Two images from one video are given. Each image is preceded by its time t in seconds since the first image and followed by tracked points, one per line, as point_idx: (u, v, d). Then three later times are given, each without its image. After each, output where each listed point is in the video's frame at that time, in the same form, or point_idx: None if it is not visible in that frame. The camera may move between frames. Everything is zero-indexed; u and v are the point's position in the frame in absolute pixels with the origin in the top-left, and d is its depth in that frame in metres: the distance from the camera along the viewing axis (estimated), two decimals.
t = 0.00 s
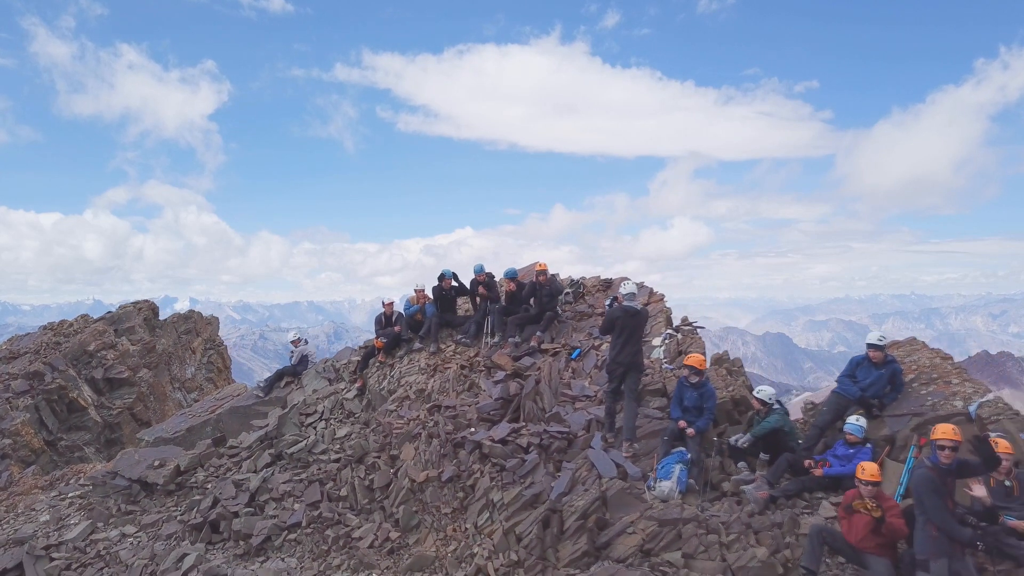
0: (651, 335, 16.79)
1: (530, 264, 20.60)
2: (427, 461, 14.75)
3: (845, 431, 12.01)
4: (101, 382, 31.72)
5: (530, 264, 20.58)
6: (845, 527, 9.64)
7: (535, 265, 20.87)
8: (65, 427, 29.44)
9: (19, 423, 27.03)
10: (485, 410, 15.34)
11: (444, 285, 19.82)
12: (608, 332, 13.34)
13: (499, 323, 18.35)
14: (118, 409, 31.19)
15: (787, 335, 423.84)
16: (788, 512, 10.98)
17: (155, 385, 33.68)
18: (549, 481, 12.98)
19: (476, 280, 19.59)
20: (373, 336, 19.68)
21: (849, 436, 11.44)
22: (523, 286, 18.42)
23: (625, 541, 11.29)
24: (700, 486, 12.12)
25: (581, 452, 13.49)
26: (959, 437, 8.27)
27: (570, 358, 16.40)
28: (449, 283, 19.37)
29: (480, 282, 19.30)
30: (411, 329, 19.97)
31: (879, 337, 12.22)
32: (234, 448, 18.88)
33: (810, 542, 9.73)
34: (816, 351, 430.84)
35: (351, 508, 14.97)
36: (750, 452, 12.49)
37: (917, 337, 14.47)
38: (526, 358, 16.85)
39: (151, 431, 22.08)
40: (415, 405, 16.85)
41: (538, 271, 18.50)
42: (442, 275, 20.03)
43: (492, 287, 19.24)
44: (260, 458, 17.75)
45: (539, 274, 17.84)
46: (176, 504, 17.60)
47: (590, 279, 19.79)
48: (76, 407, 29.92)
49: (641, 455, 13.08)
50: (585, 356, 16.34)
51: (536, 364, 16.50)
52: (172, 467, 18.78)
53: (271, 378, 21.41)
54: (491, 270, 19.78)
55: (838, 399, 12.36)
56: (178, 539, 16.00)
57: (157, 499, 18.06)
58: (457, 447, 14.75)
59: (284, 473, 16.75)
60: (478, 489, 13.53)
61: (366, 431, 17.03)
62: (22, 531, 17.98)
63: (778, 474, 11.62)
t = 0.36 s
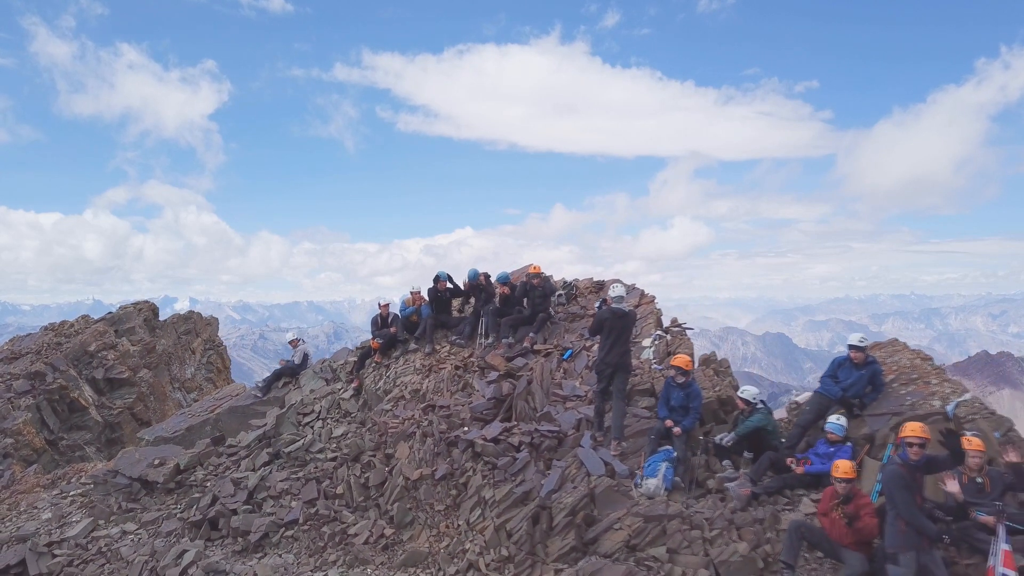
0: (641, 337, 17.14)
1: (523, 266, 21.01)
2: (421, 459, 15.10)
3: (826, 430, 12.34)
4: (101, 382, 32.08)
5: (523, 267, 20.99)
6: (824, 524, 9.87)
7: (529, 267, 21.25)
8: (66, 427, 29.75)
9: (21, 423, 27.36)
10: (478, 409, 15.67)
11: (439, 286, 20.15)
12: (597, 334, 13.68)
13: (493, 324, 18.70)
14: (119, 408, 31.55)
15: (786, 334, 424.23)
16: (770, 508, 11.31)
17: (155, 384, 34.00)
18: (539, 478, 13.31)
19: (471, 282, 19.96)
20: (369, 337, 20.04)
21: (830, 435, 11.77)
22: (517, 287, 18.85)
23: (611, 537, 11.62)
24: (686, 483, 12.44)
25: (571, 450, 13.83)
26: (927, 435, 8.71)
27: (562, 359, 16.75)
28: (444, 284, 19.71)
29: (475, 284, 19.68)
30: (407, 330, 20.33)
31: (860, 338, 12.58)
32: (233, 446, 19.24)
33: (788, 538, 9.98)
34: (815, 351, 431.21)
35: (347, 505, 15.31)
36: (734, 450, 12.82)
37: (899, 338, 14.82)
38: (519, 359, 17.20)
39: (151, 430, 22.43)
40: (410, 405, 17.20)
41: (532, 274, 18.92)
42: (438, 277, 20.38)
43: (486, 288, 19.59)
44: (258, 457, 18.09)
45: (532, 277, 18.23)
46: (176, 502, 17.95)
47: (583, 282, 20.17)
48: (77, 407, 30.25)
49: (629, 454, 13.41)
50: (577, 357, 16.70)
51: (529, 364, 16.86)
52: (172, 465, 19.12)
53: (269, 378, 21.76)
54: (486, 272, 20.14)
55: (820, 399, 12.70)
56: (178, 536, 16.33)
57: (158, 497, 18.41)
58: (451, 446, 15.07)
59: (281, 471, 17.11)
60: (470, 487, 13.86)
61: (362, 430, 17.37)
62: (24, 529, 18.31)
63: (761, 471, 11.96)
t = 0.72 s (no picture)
0: (632, 338, 17.52)
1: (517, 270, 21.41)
2: (416, 457, 15.46)
3: (808, 429, 12.72)
4: (102, 382, 32.44)
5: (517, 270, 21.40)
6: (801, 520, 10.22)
7: (524, 269, 21.62)
8: (67, 426, 30.10)
9: (23, 422, 27.71)
10: (471, 409, 16.03)
11: (434, 288, 20.51)
12: (587, 335, 14.03)
13: (487, 325, 19.07)
14: (120, 408, 31.92)
15: (786, 335, 424.52)
16: (752, 505, 11.68)
17: (155, 384, 34.34)
18: (530, 476, 13.66)
19: (465, 284, 20.31)
20: (366, 338, 20.42)
21: (812, 434, 12.13)
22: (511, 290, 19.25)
23: (599, 533, 11.96)
24: (672, 481, 12.80)
25: (561, 449, 14.19)
26: (897, 433, 9.14)
27: (554, 360, 17.14)
28: (439, 286, 20.07)
29: (469, 286, 20.06)
30: (403, 332, 20.70)
31: (842, 340, 12.94)
32: (232, 446, 19.59)
33: (768, 533, 10.39)
34: (815, 351, 431.72)
35: (343, 503, 15.66)
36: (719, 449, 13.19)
37: (881, 339, 15.19)
38: (512, 359, 17.57)
39: (151, 430, 22.78)
40: (405, 405, 17.55)
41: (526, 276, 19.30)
42: (433, 279, 20.73)
43: (481, 289, 19.91)
44: (256, 456, 18.43)
45: (525, 279, 18.61)
46: (176, 500, 18.29)
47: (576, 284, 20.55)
48: (78, 407, 30.59)
49: (618, 452, 13.78)
50: (568, 358, 17.07)
51: (522, 365, 17.23)
52: (172, 464, 19.46)
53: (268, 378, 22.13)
54: (480, 274, 20.49)
55: (802, 399, 13.07)
56: (178, 533, 16.67)
57: (158, 495, 18.76)
58: (445, 444, 15.41)
59: (279, 470, 17.46)
60: (463, 485, 14.21)
61: (358, 430, 17.72)
62: (27, 526, 18.66)
63: (744, 469, 12.32)
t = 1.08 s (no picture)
0: (623, 339, 17.93)
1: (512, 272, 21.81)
2: (411, 455, 15.85)
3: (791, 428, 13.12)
4: (104, 382, 32.84)
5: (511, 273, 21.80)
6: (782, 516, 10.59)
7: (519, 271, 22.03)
8: (70, 426, 30.47)
9: (26, 422, 28.10)
10: (466, 408, 16.39)
11: (431, 290, 20.90)
12: (577, 336, 14.41)
13: (482, 326, 19.47)
14: (121, 408, 32.32)
15: (786, 334, 424.94)
16: (736, 501, 12.07)
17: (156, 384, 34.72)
18: (522, 473, 14.04)
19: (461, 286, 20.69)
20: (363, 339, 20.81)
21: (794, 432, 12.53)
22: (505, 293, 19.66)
23: (588, 528, 12.34)
24: (660, 478, 13.19)
25: (553, 447, 14.58)
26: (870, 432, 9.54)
27: (547, 360, 17.54)
28: (435, 288, 20.47)
29: (465, 288, 20.45)
30: (399, 333, 21.08)
31: (824, 341, 13.33)
32: (232, 444, 19.98)
33: (749, 528, 10.64)
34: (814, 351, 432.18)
35: (341, 500, 16.04)
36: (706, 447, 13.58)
37: (864, 340, 15.60)
38: (507, 360, 17.97)
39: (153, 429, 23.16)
40: (402, 404, 17.93)
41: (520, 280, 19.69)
42: (430, 281, 21.11)
43: (477, 291, 20.25)
44: (256, 455, 18.81)
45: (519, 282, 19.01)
46: (177, 498, 18.67)
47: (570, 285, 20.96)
48: (80, 407, 30.96)
49: (608, 450, 14.17)
50: (561, 358, 17.48)
51: (516, 365, 17.64)
52: (173, 463, 19.84)
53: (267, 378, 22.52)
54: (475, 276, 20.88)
55: (786, 399, 13.47)
56: (179, 530, 17.04)
57: (160, 493, 19.15)
58: (440, 443, 15.78)
59: (278, 468, 17.85)
60: (457, 482, 14.58)
61: (356, 429, 18.12)
62: (31, 523, 19.04)
63: (729, 466, 12.71)
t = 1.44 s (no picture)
0: (616, 339, 18.37)
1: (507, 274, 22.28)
2: (409, 453, 16.25)
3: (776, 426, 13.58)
4: (106, 382, 33.25)
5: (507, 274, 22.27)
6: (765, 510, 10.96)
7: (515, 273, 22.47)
8: (73, 425, 30.87)
9: (30, 421, 28.51)
10: (461, 407, 16.78)
11: (428, 291, 21.33)
12: (570, 337, 14.82)
13: (479, 327, 19.89)
14: (123, 408, 32.76)
15: (786, 334, 425.64)
16: (721, 496, 12.50)
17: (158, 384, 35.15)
18: (516, 470, 14.46)
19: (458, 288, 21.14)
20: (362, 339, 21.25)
21: (778, 430, 12.96)
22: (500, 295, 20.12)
23: (579, 523, 12.74)
24: (649, 475, 13.61)
25: (546, 445, 15.02)
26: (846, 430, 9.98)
27: (541, 360, 17.98)
28: (432, 289, 20.91)
29: (462, 290, 20.90)
30: (398, 333, 21.51)
31: (809, 342, 13.76)
32: (233, 443, 20.40)
33: (733, 521, 11.16)
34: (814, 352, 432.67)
35: (340, 496, 16.45)
36: (694, 445, 14.02)
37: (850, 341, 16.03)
38: (502, 360, 18.41)
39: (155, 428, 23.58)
40: (399, 403, 18.34)
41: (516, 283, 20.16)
42: (428, 282, 21.53)
43: (472, 294, 20.82)
44: (257, 453, 19.23)
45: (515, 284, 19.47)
46: (180, 495, 19.09)
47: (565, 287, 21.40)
48: (83, 406, 31.36)
49: (599, 448, 14.60)
50: (555, 358, 17.92)
51: (511, 365, 18.08)
52: (176, 461, 20.25)
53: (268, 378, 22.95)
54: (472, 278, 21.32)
55: (771, 397, 13.89)
56: (182, 526, 17.45)
57: (163, 491, 19.57)
58: (436, 441, 16.17)
59: (279, 465, 18.26)
60: (453, 479, 14.99)
61: (355, 427, 18.53)
62: (37, 520, 19.44)
63: (715, 463, 13.11)
